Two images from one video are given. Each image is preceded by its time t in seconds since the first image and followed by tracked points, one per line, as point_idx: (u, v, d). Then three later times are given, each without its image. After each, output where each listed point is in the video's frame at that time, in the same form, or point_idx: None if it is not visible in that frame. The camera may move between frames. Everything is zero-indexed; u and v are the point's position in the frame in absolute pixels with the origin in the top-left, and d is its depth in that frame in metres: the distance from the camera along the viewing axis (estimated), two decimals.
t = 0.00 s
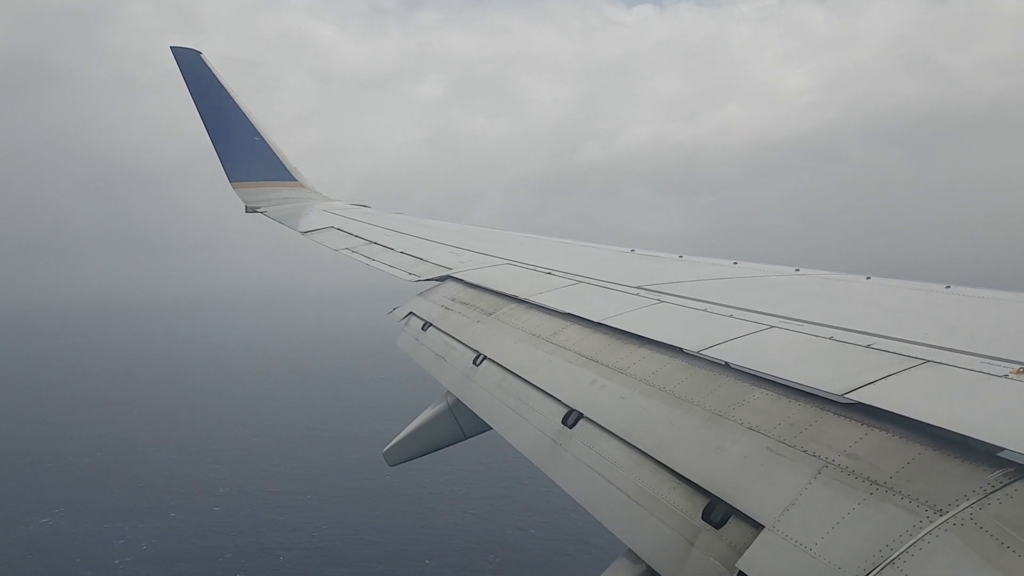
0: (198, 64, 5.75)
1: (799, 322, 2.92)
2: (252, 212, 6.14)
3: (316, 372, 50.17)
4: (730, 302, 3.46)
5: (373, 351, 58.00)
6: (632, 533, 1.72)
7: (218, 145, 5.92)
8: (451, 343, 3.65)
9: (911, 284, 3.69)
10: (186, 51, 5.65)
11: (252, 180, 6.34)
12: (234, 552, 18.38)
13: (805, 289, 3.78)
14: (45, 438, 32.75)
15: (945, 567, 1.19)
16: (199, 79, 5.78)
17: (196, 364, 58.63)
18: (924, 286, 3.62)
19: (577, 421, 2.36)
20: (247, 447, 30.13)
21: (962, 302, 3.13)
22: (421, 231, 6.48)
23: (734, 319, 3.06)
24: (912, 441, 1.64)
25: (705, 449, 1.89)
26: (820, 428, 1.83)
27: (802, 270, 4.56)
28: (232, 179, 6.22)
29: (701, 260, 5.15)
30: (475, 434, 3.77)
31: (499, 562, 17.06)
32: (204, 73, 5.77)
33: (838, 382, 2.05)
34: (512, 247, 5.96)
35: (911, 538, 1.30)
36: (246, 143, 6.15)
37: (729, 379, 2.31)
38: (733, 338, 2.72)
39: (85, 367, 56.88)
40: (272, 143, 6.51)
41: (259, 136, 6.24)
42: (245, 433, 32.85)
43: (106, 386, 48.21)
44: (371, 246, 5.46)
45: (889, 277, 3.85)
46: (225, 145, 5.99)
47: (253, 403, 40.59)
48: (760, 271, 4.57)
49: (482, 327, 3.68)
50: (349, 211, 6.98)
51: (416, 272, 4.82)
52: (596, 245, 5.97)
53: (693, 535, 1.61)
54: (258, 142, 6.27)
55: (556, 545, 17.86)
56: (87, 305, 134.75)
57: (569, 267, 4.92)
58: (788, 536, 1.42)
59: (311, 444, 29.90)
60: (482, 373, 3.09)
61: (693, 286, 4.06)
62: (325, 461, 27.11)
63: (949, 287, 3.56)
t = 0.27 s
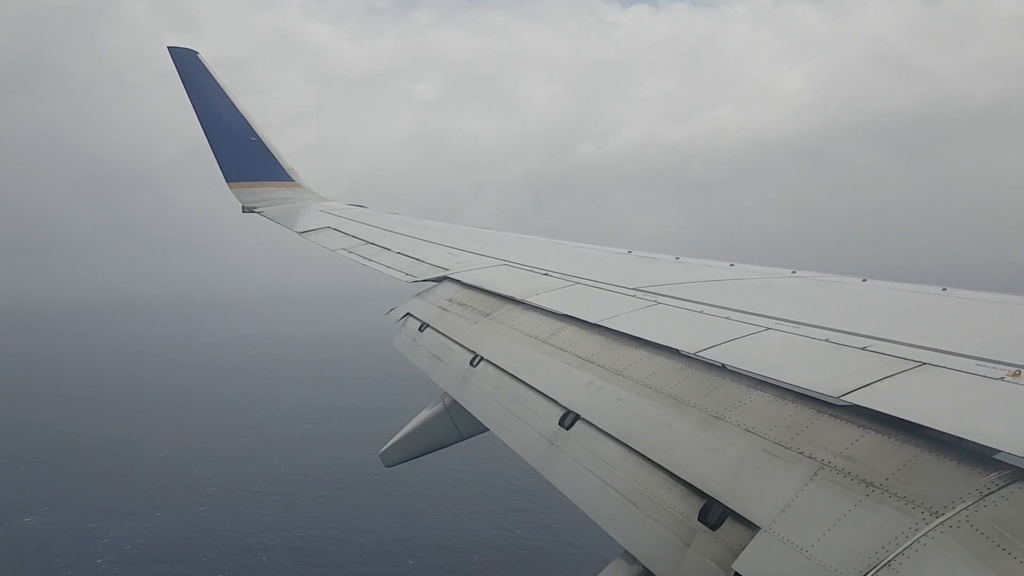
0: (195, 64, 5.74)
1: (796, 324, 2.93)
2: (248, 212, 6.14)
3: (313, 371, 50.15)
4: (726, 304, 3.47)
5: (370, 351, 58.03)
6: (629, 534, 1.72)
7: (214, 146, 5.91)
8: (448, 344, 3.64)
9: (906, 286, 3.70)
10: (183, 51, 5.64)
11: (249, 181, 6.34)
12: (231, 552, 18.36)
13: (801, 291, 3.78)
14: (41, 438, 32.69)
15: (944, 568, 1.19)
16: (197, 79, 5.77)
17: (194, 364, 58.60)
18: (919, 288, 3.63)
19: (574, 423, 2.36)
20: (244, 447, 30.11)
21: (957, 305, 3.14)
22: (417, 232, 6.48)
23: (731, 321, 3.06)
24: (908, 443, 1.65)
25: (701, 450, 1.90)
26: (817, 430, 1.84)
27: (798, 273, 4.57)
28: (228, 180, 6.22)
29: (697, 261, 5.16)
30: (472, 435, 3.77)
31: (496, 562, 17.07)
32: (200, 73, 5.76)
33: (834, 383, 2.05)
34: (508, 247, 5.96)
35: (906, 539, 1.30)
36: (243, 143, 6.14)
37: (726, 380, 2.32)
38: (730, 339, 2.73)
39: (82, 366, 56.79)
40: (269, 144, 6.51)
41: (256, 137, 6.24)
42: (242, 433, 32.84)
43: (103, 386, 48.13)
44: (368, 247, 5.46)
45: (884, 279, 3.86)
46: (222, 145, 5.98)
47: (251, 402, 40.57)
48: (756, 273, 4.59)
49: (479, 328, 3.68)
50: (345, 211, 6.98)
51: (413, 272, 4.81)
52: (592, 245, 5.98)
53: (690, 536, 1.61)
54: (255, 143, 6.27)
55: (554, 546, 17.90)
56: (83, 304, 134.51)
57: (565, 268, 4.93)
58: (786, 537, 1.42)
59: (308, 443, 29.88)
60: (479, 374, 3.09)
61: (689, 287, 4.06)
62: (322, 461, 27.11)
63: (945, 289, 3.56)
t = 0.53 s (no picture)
0: (194, 64, 5.73)
1: (791, 329, 2.93)
2: (245, 212, 6.13)
3: (309, 372, 50.13)
4: (722, 308, 3.47)
5: (367, 352, 58.02)
6: (623, 537, 1.73)
7: (212, 146, 5.91)
8: (444, 345, 3.64)
9: (903, 291, 3.70)
10: (182, 52, 5.63)
11: (246, 181, 6.33)
12: (227, 552, 18.35)
13: (796, 295, 3.78)
14: (36, 437, 32.61)
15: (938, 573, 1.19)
16: (195, 80, 5.75)
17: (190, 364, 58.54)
18: (916, 293, 3.63)
19: (569, 425, 2.36)
20: (241, 447, 30.10)
21: (952, 309, 3.14)
22: (414, 233, 6.48)
23: (725, 325, 3.07)
24: (904, 448, 1.65)
25: (696, 453, 1.90)
26: (813, 434, 1.84)
27: (794, 276, 4.57)
28: (225, 179, 6.20)
29: (693, 265, 5.16)
30: (467, 437, 3.76)
31: (492, 564, 17.10)
32: (199, 74, 5.76)
33: (829, 388, 2.05)
34: (504, 249, 5.96)
35: (900, 545, 1.31)
36: (240, 144, 6.14)
37: (721, 384, 2.32)
38: (726, 343, 2.73)
39: (77, 365, 56.68)
40: (266, 145, 6.51)
41: (254, 137, 6.23)
42: (238, 433, 32.80)
43: (98, 385, 48.04)
44: (364, 248, 5.46)
45: (880, 284, 3.87)
46: (219, 145, 5.97)
47: (248, 402, 40.56)
48: (753, 276, 4.59)
49: (475, 330, 3.68)
50: (342, 212, 6.97)
51: (410, 274, 4.82)
52: (588, 248, 5.98)
53: (684, 540, 1.61)
54: (252, 143, 6.26)
55: (549, 548, 17.92)
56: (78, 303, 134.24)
57: (561, 270, 4.93)
58: (780, 541, 1.42)
59: (305, 444, 29.89)
60: (475, 376, 3.09)
61: (686, 290, 4.06)
62: (318, 461, 27.10)
63: (941, 294, 3.57)
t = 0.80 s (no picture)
0: (191, 66, 5.72)
1: (786, 335, 2.93)
2: (241, 214, 6.12)
3: (305, 373, 50.09)
4: (718, 313, 3.47)
5: (363, 354, 58.00)
6: (617, 541, 1.73)
7: (209, 148, 5.90)
8: (440, 349, 3.64)
9: (899, 299, 3.71)
10: (179, 54, 5.62)
11: (242, 183, 6.32)
12: (221, 553, 18.30)
13: (791, 302, 3.79)
14: (31, 437, 32.55)
15: None
16: (192, 81, 5.75)
17: (186, 364, 58.47)
18: (911, 301, 3.64)
19: (564, 430, 2.35)
20: (236, 448, 30.03)
21: (947, 317, 3.14)
22: (410, 236, 6.48)
23: (722, 330, 3.07)
24: (898, 456, 1.65)
25: (690, 459, 1.90)
26: (806, 440, 1.84)
27: (789, 283, 4.58)
28: (221, 182, 6.19)
29: (689, 270, 5.17)
30: (462, 441, 3.75)
31: (487, 567, 17.09)
32: (196, 76, 5.75)
33: (824, 395, 2.05)
34: (500, 253, 5.96)
35: (894, 551, 1.31)
36: (237, 146, 6.13)
37: (717, 390, 2.32)
38: (721, 348, 2.73)
39: (73, 365, 56.58)
40: (263, 147, 6.50)
41: (250, 139, 6.23)
42: (233, 434, 32.76)
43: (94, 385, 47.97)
44: (361, 251, 5.46)
45: (875, 291, 3.87)
46: (216, 147, 5.96)
47: (243, 403, 40.50)
48: (749, 282, 4.59)
49: (471, 334, 3.68)
50: (339, 215, 6.97)
51: (406, 278, 4.81)
52: (584, 252, 5.99)
53: (677, 545, 1.61)
54: (249, 145, 6.25)
55: (544, 552, 17.92)
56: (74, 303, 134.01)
57: (557, 275, 4.93)
58: (774, 547, 1.42)
59: (301, 445, 29.83)
60: (471, 380, 3.09)
61: (681, 296, 4.07)
62: (313, 463, 27.07)
63: (936, 302, 3.57)
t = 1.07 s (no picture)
0: (190, 66, 5.72)
1: (784, 340, 2.93)
2: (240, 214, 6.12)
3: (303, 374, 50.10)
4: (716, 318, 3.47)
5: (361, 355, 57.98)
6: (614, 545, 1.73)
7: (208, 147, 5.90)
8: (438, 351, 3.64)
9: (896, 304, 3.72)
10: (179, 53, 5.62)
11: (242, 183, 6.31)
12: (217, 554, 18.29)
13: (789, 307, 3.79)
14: (28, 436, 32.52)
15: None
16: (192, 81, 5.75)
17: (184, 364, 58.44)
18: (908, 306, 3.65)
19: (562, 433, 2.35)
20: (232, 449, 30.01)
21: (944, 323, 3.15)
22: (408, 238, 6.48)
23: (719, 335, 3.07)
24: (895, 462, 1.65)
25: (688, 464, 1.90)
26: (804, 445, 1.84)
27: (787, 287, 4.58)
28: (221, 181, 6.19)
29: (687, 274, 5.17)
30: (459, 443, 3.75)
31: (482, 570, 17.10)
32: (196, 75, 5.75)
33: (822, 400, 2.05)
34: (498, 255, 5.97)
35: (891, 557, 1.31)
36: (235, 145, 6.12)
37: (714, 394, 2.32)
38: (719, 353, 2.74)
39: (71, 364, 56.59)
40: (262, 147, 6.50)
41: (249, 139, 6.22)
42: (230, 434, 32.74)
43: (92, 384, 47.96)
44: (359, 252, 5.46)
45: (873, 296, 3.88)
46: (214, 147, 5.96)
47: (240, 403, 40.49)
48: (746, 287, 4.59)
49: (469, 336, 3.68)
50: (337, 216, 6.97)
51: (405, 279, 4.81)
52: (582, 255, 6.00)
53: (675, 549, 1.61)
54: (248, 145, 6.25)
55: (541, 554, 17.92)
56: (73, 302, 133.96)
57: (556, 277, 4.94)
58: (771, 552, 1.42)
59: (297, 446, 29.82)
60: (468, 382, 3.09)
61: (679, 300, 4.07)
62: (310, 464, 27.05)
63: (934, 308, 3.58)
